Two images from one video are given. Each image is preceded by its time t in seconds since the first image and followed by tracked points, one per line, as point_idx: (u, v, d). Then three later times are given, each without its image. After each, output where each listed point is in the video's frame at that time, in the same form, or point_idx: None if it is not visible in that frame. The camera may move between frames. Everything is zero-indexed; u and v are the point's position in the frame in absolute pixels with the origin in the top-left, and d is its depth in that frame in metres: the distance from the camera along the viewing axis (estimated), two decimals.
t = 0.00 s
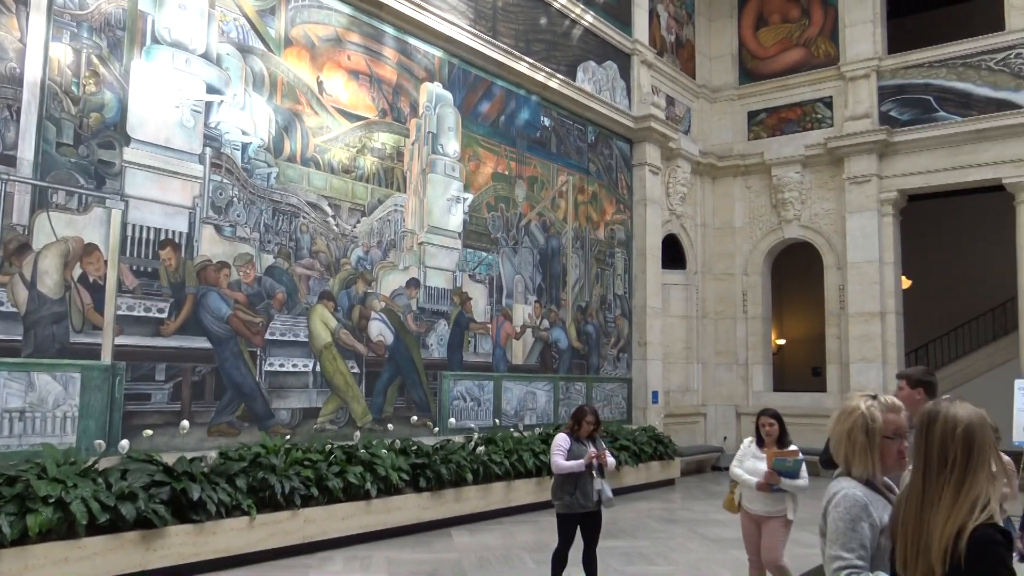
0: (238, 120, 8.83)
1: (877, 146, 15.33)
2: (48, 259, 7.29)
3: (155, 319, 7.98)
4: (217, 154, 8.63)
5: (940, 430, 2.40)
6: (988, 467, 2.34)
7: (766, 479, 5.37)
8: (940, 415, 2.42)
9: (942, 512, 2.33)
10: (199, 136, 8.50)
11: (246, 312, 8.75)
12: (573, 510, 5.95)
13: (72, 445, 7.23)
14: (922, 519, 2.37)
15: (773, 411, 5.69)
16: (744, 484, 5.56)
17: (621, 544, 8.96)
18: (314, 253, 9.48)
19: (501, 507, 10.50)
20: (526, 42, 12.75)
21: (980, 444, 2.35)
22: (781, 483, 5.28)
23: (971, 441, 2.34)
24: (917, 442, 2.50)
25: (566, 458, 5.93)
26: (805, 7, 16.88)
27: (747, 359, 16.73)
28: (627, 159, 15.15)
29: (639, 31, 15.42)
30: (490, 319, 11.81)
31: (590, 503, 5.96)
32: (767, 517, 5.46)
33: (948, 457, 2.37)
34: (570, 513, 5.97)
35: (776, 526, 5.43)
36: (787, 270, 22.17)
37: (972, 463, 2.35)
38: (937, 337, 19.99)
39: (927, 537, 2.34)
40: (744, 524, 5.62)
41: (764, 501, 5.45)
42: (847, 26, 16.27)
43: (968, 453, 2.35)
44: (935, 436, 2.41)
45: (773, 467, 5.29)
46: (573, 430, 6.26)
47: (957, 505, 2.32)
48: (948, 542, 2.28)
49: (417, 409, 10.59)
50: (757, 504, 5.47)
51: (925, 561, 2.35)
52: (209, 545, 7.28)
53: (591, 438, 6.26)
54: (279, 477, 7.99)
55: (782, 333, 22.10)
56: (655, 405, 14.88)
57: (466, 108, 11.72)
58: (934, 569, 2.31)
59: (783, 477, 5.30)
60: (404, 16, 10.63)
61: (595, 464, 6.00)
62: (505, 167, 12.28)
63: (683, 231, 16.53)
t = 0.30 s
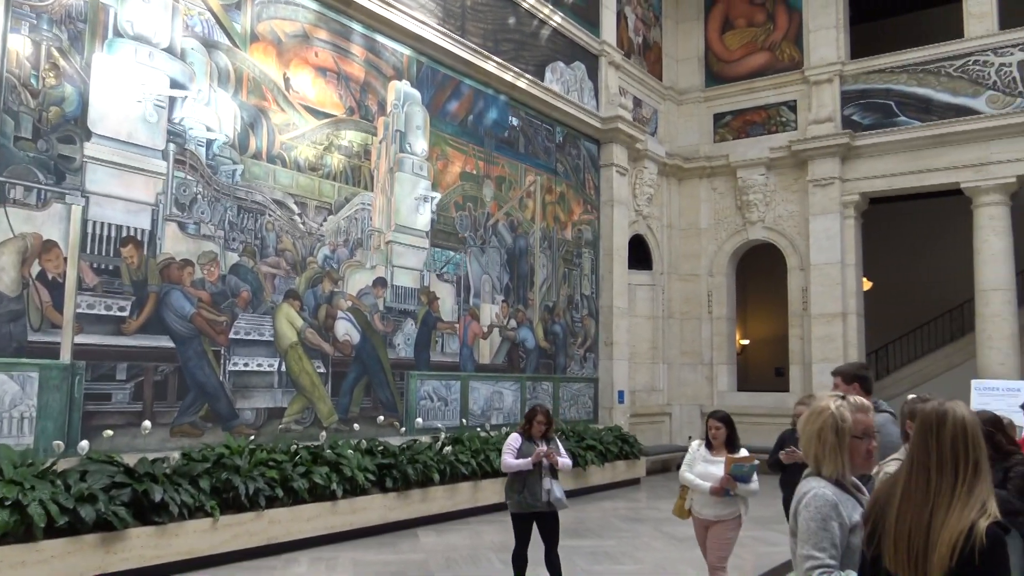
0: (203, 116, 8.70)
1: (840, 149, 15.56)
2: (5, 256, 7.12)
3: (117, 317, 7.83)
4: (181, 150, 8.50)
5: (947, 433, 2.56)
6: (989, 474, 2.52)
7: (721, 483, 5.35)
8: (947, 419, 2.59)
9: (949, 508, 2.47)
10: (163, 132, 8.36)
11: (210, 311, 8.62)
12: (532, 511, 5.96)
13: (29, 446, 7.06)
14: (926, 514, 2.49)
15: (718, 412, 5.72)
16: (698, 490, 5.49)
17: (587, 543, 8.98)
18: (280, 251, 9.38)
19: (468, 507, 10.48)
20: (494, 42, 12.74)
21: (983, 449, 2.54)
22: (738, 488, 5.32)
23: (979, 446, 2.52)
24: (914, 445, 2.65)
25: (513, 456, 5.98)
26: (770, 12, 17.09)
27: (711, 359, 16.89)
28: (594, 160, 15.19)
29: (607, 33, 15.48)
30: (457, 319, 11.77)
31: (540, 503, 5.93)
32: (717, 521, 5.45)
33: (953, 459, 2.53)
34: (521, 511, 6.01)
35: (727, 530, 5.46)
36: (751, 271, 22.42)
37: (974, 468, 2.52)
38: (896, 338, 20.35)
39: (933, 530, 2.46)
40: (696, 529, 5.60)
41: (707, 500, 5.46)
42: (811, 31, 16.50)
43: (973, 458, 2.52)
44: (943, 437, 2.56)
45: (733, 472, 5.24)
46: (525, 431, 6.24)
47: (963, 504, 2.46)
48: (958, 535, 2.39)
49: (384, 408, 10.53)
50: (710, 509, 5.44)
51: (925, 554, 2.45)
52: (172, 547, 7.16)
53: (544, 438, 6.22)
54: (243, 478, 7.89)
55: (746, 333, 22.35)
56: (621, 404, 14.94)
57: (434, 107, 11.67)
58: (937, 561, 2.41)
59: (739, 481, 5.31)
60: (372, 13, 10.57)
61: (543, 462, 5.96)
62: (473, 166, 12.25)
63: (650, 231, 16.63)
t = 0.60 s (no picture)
0: (171, 110, 8.58)
1: (808, 151, 15.75)
2: None
3: (82, 314, 7.70)
4: (148, 145, 8.37)
5: (906, 432, 2.44)
6: (947, 471, 2.40)
7: (671, 479, 5.33)
8: (905, 417, 2.46)
9: (916, 510, 2.34)
10: (130, 126, 8.23)
11: (177, 308, 8.51)
12: (493, 509, 5.94)
13: None
14: (891, 516, 2.35)
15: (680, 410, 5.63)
16: (650, 487, 5.48)
17: (557, 542, 9.00)
18: (250, 248, 9.29)
19: (438, 506, 10.45)
20: (466, 40, 12.71)
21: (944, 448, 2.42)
22: (687, 484, 5.28)
23: (940, 444, 2.40)
24: (869, 444, 2.51)
25: (472, 455, 5.98)
26: (740, 14, 17.24)
27: (681, 358, 17.03)
28: (566, 159, 15.22)
29: (579, 33, 15.51)
30: (428, 317, 11.74)
31: (498, 502, 5.90)
32: (670, 519, 5.43)
33: (912, 458, 2.40)
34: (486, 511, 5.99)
35: (679, 528, 5.42)
36: (721, 271, 22.62)
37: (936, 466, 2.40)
38: (862, 338, 20.66)
39: (899, 534, 2.32)
40: (649, 528, 5.56)
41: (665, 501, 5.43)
42: (780, 34, 16.67)
43: (933, 455, 2.39)
44: (902, 436, 2.43)
45: (679, 468, 5.25)
46: (488, 430, 6.23)
47: (928, 505, 2.34)
48: (930, 539, 2.27)
49: (354, 407, 10.46)
50: (661, 505, 5.43)
51: (893, 558, 2.31)
52: (138, 548, 7.05)
53: (506, 436, 6.19)
54: (211, 477, 7.80)
55: (714, 332, 22.54)
56: (592, 403, 14.99)
57: (406, 104, 11.61)
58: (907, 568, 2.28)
59: (690, 478, 5.27)
60: (344, 9, 10.49)
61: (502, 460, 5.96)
62: (445, 164, 12.21)
63: (621, 231, 16.71)
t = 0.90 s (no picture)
0: (136, 102, 8.44)
1: (775, 152, 15.92)
2: None
3: (42, 309, 7.54)
4: (112, 137, 8.22)
5: (848, 434, 2.42)
6: (890, 474, 2.37)
7: (612, 483, 5.08)
8: (850, 419, 2.44)
9: (847, 515, 2.33)
10: (93, 118, 8.07)
11: (141, 304, 8.37)
12: (459, 508, 5.92)
13: None
14: (822, 519, 2.36)
15: (627, 407, 5.32)
16: (596, 489, 5.25)
17: (525, 539, 9.00)
18: (216, 243, 9.17)
19: (405, 503, 10.40)
20: (438, 36, 12.67)
21: (887, 450, 2.38)
22: (629, 489, 5.02)
23: (881, 448, 2.37)
24: (819, 444, 2.50)
25: (436, 453, 5.98)
26: (710, 15, 17.37)
27: (648, 357, 17.14)
28: (536, 157, 15.23)
29: (550, 31, 15.53)
30: (397, 314, 11.67)
31: (462, 502, 5.89)
32: (618, 522, 5.20)
33: (854, 460, 2.38)
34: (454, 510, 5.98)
35: (627, 532, 5.19)
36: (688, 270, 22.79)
37: (878, 469, 2.37)
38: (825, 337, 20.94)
39: (828, 536, 2.34)
40: (599, 532, 5.31)
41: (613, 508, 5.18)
42: (749, 36, 16.82)
43: (874, 458, 2.37)
44: (843, 439, 2.42)
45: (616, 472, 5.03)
46: (454, 429, 6.21)
47: (862, 510, 2.33)
48: (856, 545, 2.27)
49: (321, 404, 10.38)
50: (606, 509, 5.19)
51: (820, 560, 2.33)
52: (99, 547, 6.94)
53: (472, 434, 6.14)
54: (175, 475, 7.69)
55: (681, 331, 22.70)
56: (560, 400, 15.03)
57: (376, 100, 11.54)
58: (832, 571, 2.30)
59: (634, 481, 5.01)
60: (314, 3, 10.40)
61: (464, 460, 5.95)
62: (415, 161, 12.15)
63: (590, 230, 16.77)
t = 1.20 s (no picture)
0: (98, 96, 8.28)
1: (740, 153, 16.09)
2: None
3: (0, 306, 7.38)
4: (74, 131, 8.06)
5: (793, 427, 2.45)
6: (834, 463, 2.41)
7: (548, 480, 5.06)
8: (795, 412, 2.47)
9: (794, 507, 2.37)
10: (54, 111, 7.91)
11: (103, 301, 8.23)
12: (428, 508, 5.91)
13: None
14: (769, 512, 2.40)
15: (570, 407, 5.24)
16: (534, 486, 5.23)
17: (493, 537, 9.01)
18: (180, 240, 9.04)
19: (373, 503, 10.35)
20: (407, 33, 12.61)
21: (832, 440, 2.42)
22: (561, 487, 4.98)
23: (825, 439, 2.41)
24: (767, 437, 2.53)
25: (406, 453, 6.02)
26: (677, 16, 17.50)
27: (616, 355, 17.24)
28: (505, 156, 15.22)
29: (519, 30, 15.53)
30: (364, 312, 11.60)
31: (430, 502, 5.88)
32: (552, 523, 5.15)
33: (800, 452, 2.42)
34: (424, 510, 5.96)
35: (559, 535, 5.15)
36: (655, 270, 22.95)
37: (822, 459, 2.41)
38: (789, 336, 21.22)
39: (778, 527, 2.37)
40: (537, 530, 5.30)
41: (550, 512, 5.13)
42: (716, 37, 16.98)
43: (819, 449, 2.41)
44: (789, 432, 2.45)
45: (553, 469, 4.99)
46: (427, 427, 6.19)
47: (810, 499, 2.37)
48: (803, 536, 2.31)
49: (288, 403, 10.29)
50: (540, 508, 5.16)
51: (771, 551, 2.37)
52: (59, 549, 6.81)
53: (445, 433, 6.11)
54: (138, 475, 7.57)
55: (648, 330, 22.86)
56: (527, 399, 15.06)
57: (344, 97, 11.46)
58: (782, 562, 2.34)
59: (566, 481, 4.97)
60: None
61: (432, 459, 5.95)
62: (383, 158, 12.08)
63: (558, 229, 16.81)
